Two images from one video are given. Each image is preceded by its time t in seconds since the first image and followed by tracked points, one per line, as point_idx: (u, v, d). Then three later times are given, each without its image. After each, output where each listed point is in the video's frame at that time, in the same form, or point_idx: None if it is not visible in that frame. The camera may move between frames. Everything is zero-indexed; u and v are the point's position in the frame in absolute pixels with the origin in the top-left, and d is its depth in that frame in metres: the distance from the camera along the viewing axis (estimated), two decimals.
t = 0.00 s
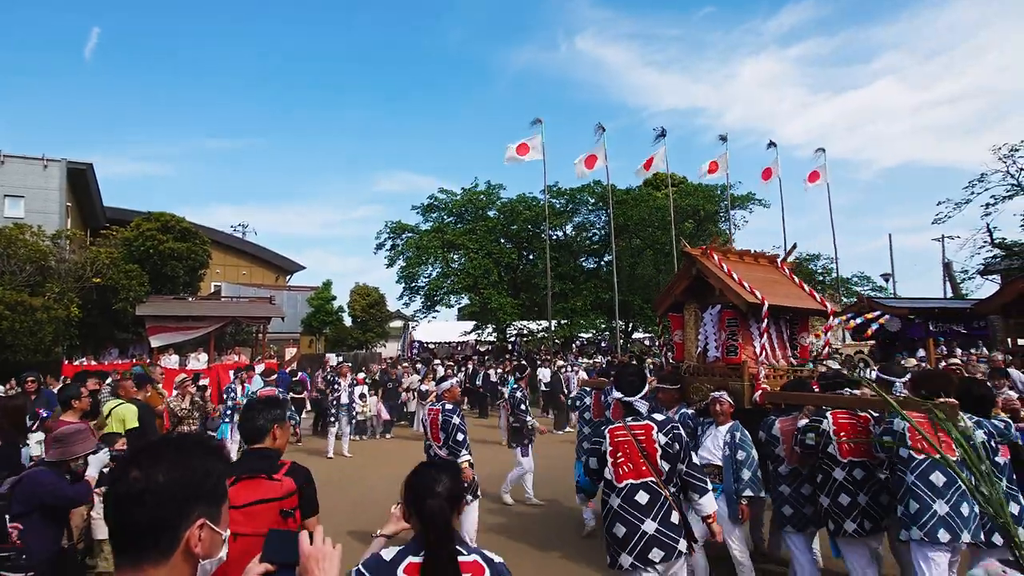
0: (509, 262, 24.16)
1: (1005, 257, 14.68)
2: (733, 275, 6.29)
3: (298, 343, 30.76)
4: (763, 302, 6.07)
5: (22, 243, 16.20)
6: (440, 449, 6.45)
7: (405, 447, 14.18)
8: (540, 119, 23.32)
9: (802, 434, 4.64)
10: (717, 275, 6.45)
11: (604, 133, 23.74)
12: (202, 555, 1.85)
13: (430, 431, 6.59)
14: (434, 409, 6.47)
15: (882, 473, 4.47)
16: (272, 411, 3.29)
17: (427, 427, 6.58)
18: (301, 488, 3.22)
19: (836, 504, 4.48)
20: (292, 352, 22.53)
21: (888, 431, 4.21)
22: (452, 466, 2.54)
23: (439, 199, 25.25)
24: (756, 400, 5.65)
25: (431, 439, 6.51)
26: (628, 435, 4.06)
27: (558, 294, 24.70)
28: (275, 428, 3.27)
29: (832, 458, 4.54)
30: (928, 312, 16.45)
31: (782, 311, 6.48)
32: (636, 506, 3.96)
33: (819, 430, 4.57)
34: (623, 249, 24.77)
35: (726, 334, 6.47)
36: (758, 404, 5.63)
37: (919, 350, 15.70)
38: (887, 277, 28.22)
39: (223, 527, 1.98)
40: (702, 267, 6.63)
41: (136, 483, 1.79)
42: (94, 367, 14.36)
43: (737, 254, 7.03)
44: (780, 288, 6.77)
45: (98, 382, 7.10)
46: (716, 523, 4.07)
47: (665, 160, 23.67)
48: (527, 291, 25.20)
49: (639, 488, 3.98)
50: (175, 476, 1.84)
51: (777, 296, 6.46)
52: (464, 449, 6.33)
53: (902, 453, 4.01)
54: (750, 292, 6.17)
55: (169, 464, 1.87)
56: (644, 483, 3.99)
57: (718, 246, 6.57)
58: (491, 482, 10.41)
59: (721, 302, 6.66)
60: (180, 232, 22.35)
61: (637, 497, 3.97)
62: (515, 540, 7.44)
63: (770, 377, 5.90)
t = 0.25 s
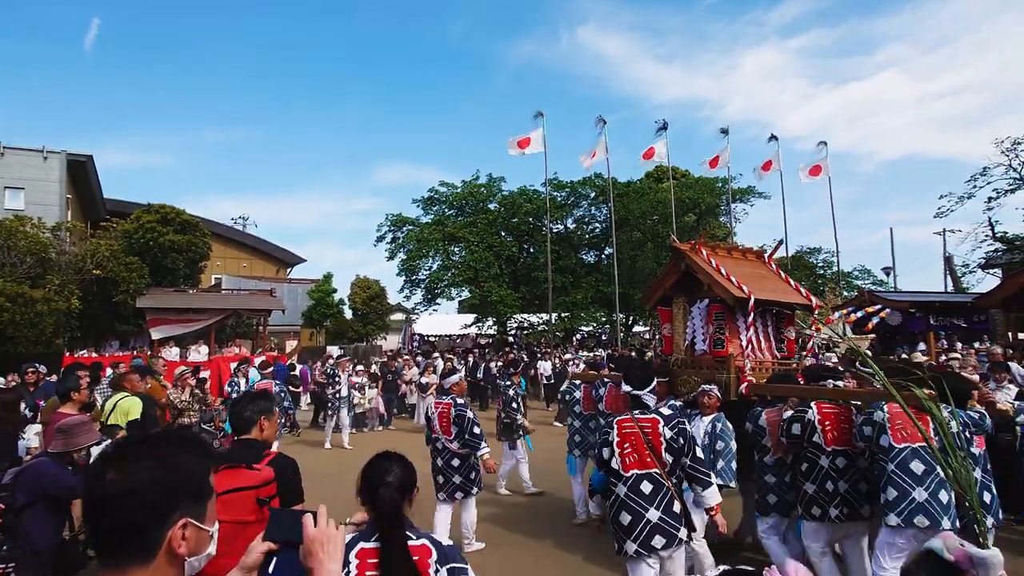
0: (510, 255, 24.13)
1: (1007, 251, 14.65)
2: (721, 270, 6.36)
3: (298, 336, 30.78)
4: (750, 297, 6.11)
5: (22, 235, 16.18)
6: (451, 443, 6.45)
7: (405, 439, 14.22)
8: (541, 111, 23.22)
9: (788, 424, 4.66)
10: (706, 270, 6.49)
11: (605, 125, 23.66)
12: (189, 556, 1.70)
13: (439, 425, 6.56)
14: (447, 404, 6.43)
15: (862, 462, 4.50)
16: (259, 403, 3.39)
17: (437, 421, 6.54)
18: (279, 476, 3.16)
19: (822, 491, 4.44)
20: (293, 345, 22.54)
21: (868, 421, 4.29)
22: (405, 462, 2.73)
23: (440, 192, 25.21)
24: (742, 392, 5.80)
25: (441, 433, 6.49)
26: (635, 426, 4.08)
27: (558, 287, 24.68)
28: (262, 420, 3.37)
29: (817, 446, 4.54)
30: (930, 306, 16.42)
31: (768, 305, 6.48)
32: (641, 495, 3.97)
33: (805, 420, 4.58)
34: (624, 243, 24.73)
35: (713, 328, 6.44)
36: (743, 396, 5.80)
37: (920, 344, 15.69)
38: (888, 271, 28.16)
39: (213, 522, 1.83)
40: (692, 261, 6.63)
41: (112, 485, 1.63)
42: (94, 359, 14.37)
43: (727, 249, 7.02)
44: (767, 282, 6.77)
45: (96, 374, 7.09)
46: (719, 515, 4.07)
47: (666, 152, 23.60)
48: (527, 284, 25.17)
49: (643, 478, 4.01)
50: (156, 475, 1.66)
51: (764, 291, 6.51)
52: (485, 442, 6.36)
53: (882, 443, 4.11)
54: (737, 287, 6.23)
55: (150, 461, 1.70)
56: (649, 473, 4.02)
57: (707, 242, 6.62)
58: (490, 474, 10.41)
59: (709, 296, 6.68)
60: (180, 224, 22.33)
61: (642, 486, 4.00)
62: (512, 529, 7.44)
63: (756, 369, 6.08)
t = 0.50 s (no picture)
0: (511, 247, 24.11)
1: (1009, 243, 14.61)
2: (707, 266, 6.40)
3: (299, 328, 30.81)
4: (734, 292, 6.20)
5: (23, 228, 16.17)
6: (461, 433, 6.49)
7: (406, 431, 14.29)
8: (542, 103, 23.12)
9: (770, 416, 4.79)
10: (693, 265, 6.58)
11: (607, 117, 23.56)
12: (174, 553, 1.66)
13: (446, 415, 6.62)
14: (457, 394, 6.52)
15: (845, 451, 4.60)
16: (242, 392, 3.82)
17: (444, 411, 6.59)
18: (259, 465, 3.27)
19: (804, 480, 4.58)
20: (294, 337, 22.58)
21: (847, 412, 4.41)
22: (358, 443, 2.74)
23: (441, 185, 25.17)
24: (726, 383, 6.06)
25: (448, 423, 6.55)
26: (643, 415, 4.34)
27: (560, 280, 24.66)
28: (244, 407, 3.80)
29: (799, 437, 4.69)
30: (931, 299, 16.40)
31: (754, 299, 6.59)
32: (643, 482, 4.24)
33: (784, 412, 4.72)
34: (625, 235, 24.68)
35: (699, 322, 6.58)
36: (728, 389, 6.01)
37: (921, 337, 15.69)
38: (890, 263, 28.09)
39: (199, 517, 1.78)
40: (679, 257, 6.72)
41: (90, 483, 1.59)
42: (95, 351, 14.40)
43: (713, 244, 7.12)
44: (754, 277, 6.86)
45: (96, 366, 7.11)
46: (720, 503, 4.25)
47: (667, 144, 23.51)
48: (528, 277, 25.14)
49: (648, 466, 4.28)
50: (135, 473, 1.61)
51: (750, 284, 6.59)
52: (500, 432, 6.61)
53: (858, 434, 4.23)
54: (723, 281, 6.29)
55: (129, 459, 1.65)
56: (653, 461, 4.28)
57: (694, 237, 6.67)
58: (489, 466, 10.44)
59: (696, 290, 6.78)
60: (181, 217, 22.31)
61: (645, 473, 4.27)
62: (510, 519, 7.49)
63: (741, 362, 6.26)
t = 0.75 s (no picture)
0: (513, 240, 24.06)
1: (1013, 234, 14.55)
2: (695, 259, 6.40)
3: (301, 322, 30.83)
4: (721, 284, 6.17)
5: (24, 221, 16.15)
6: (455, 427, 6.49)
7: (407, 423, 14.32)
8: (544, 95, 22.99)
9: (754, 405, 5.00)
10: (681, 258, 6.56)
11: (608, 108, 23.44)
12: (161, 552, 1.61)
13: (439, 408, 6.61)
14: (451, 388, 6.52)
15: (824, 440, 4.77)
16: (225, 382, 3.86)
17: (438, 404, 6.57)
18: (239, 452, 3.35)
19: (783, 467, 4.83)
20: (296, 330, 22.60)
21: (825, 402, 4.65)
22: (331, 428, 3.10)
23: (442, 177, 25.10)
24: (713, 374, 6.04)
25: (441, 417, 6.53)
26: (643, 402, 4.53)
27: (562, 272, 24.61)
28: (227, 397, 3.84)
29: (780, 425, 4.89)
30: (935, 291, 16.34)
31: (740, 292, 6.58)
32: (643, 467, 4.43)
33: (767, 401, 4.91)
34: (627, 228, 24.62)
35: (687, 313, 6.58)
36: (714, 379, 6.01)
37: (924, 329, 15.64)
38: (893, 255, 27.99)
39: (186, 514, 1.73)
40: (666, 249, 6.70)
41: (70, 482, 1.52)
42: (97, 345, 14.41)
43: (702, 238, 7.13)
44: (742, 270, 6.85)
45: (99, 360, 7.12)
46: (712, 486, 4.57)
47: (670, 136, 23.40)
48: (530, 269, 25.08)
49: (648, 452, 4.46)
50: (115, 472, 1.56)
51: (738, 278, 6.58)
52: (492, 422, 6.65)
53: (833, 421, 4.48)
54: (710, 274, 6.28)
55: (109, 457, 1.59)
56: (653, 448, 4.47)
57: (683, 230, 6.66)
58: (490, 458, 10.45)
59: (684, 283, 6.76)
60: (182, 210, 22.28)
61: (646, 459, 4.45)
62: (511, 511, 7.51)
63: (728, 354, 6.26)
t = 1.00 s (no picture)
0: (515, 233, 24.02)
1: (1019, 225, 14.46)
2: (683, 252, 6.39)
3: (304, 315, 30.85)
4: (709, 277, 6.18)
5: (26, 216, 16.18)
6: (443, 419, 6.54)
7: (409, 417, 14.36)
8: (546, 87, 22.86)
9: (740, 398, 5.15)
10: (670, 251, 6.53)
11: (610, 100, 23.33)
12: (151, 551, 1.58)
13: (428, 401, 6.62)
14: (438, 379, 6.53)
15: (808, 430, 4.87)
16: (231, 375, 3.87)
17: (426, 397, 6.58)
18: (236, 442, 3.48)
19: (770, 458, 4.97)
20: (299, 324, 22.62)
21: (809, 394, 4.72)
22: (331, 425, 3.12)
23: (444, 170, 25.05)
24: (700, 366, 5.97)
25: (430, 409, 6.57)
26: (627, 394, 4.89)
27: (564, 265, 24.57)
28: (230, 389, 3.84)
29: (766, 416, 5.01)
30: (939, 282, 16.27)
31: (727, 284, 6.55)
32: (629, 455, 4.78)
33: (754, 394, 5.05)
34: (629, 220, 24.56)
35: (676, 306, 6.53)
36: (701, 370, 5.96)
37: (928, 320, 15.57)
38: (897, 247, 27.87)
39: (178, 512, 1.70)
40: (655, 241, 6.65)
41: (57, 480, 1.49)
42: (100, 339, 14.44)
43: (690, 231, 7.12)
44: (730, 263, 6.80)
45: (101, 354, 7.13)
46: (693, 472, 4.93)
47: (672, 128, 23.30)
48: (533, 262, 25.04)
49: (632, 441, 4.81)
50: (102, 470, 1.52)
51: (725, 270, 6.58)
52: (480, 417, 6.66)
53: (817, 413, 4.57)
54: (697, 267, 6.28)
55: (95, 455, 1.55)
56: (637, 436, 4.82)
57: (671, 223, 6.65)
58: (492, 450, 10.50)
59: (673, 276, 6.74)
60: (184, 204, 22.28)
61: (630, 448, 4.80)
62: (512, 503, 7.52)
63: (716, 345, 6.21)
